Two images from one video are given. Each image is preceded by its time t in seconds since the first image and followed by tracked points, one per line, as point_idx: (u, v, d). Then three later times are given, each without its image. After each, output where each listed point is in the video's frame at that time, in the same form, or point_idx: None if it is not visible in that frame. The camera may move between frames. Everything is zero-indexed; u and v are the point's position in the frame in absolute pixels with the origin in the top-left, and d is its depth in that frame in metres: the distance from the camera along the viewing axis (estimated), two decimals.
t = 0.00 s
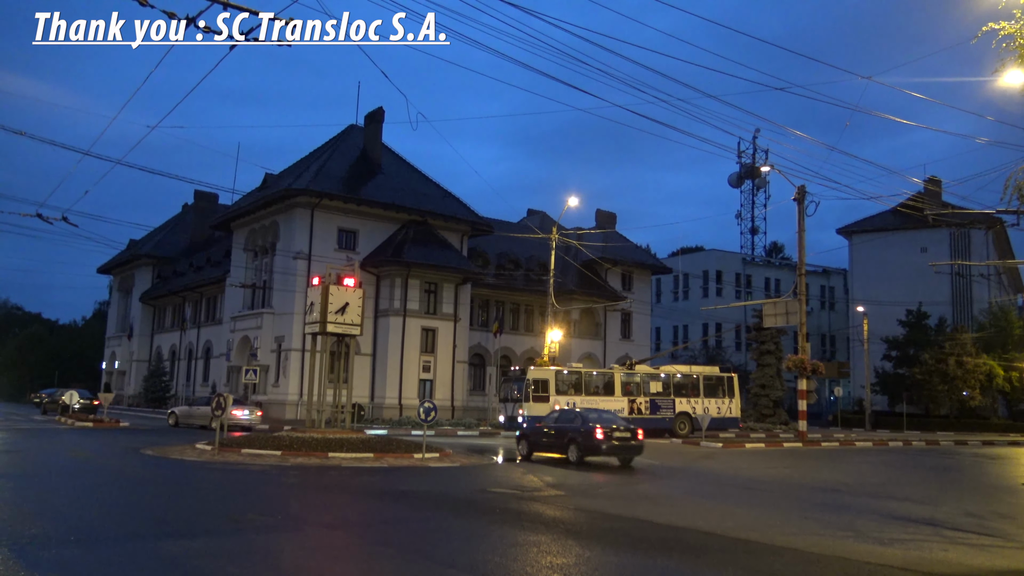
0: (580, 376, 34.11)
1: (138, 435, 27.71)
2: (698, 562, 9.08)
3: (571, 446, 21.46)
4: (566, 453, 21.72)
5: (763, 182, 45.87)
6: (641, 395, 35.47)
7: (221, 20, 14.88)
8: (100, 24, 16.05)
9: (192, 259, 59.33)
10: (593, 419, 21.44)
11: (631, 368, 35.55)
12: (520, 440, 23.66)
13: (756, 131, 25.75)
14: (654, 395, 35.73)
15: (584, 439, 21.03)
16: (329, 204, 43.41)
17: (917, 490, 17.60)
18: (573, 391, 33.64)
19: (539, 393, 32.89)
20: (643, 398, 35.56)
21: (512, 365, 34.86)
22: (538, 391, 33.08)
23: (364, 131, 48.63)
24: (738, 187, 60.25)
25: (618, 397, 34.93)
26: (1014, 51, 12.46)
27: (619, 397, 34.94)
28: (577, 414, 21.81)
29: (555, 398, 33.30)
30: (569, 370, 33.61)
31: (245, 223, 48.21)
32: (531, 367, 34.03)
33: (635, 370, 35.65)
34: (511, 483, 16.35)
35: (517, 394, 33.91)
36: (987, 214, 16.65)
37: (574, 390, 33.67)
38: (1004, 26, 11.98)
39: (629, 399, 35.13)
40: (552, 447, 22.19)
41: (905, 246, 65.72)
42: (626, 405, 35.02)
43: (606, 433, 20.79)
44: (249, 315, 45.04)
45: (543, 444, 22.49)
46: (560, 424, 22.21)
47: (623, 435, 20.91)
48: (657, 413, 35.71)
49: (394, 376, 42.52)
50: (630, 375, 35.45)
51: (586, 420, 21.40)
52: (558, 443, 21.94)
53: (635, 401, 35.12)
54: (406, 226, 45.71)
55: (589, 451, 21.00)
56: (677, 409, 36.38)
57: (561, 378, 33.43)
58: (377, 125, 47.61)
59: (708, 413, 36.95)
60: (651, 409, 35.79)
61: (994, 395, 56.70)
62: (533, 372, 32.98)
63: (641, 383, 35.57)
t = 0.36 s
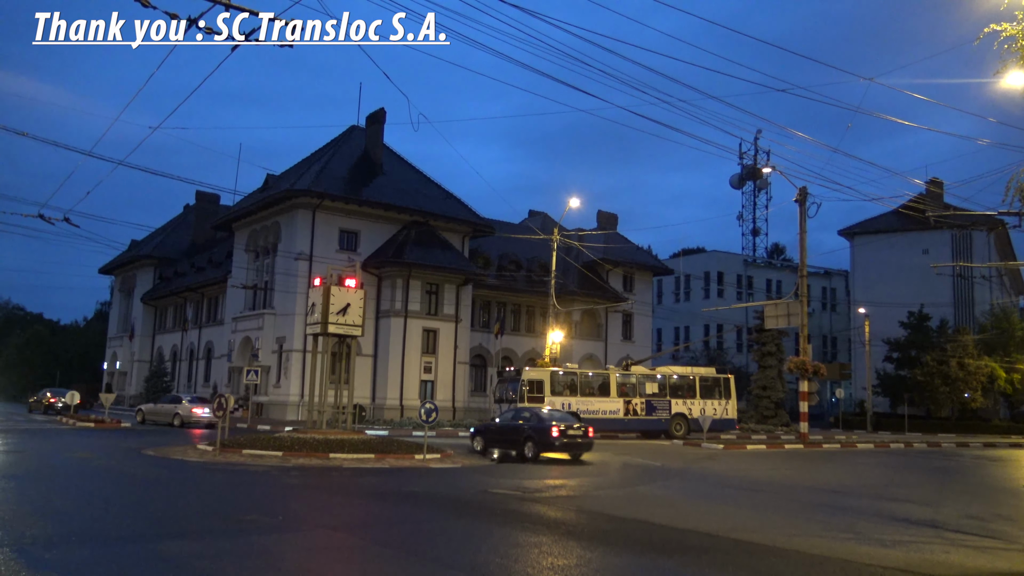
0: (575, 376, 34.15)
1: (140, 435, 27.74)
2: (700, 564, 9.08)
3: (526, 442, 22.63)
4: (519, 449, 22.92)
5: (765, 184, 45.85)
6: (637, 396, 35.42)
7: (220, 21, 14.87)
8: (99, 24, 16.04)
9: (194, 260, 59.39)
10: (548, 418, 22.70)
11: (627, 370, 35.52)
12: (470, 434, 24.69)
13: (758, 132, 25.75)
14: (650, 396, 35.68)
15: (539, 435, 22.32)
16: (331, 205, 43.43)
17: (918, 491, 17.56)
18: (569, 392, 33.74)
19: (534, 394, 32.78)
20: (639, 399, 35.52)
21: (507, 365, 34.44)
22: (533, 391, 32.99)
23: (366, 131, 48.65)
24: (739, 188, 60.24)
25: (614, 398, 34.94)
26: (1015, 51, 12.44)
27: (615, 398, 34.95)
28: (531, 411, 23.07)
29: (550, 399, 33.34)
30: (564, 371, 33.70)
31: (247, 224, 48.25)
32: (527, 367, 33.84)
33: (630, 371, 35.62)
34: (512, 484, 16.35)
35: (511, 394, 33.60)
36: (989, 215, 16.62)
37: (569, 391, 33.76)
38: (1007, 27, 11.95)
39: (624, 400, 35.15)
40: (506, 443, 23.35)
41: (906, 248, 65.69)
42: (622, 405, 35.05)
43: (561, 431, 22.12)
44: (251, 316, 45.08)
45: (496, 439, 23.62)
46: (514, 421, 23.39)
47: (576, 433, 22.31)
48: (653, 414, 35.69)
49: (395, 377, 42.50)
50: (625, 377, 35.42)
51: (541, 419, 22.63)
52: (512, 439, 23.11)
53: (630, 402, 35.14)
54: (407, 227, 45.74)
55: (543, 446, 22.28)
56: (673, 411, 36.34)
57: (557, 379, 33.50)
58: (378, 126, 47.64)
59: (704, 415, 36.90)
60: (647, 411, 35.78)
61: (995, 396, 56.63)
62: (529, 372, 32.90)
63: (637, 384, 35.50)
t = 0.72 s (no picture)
0: (572, 377, 34.23)
1: (143, 438, 27.77)
2: (702, 565, 9.08)
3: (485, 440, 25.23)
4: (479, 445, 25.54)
5: (767, 185, 45.83)
6: (634, 398, 35.36)
7: (220, 21, 14.84)
8: (99, 24, 16.02)
9: (197, 262, 59.48)
10: (503, 417, 25.30)
11: (624, 371, 35.44)
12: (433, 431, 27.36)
13: (760, 133, 25.77)
14: (647, 397, 35.56)
15: (496, 433, 24.91)
16: (333, 207, 43.44)
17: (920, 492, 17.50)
18: (565, 394, 33.87)
19: (530, 395, 33.28)
20: (635, 401, 35.44)
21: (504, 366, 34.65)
22: (529, 393, 33.44)
23: (368, 133, 48.68)
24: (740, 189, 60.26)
25: (611, 400, 34.86)
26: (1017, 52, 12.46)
27: (611, 400, 34.85)
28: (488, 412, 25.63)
29: (546, 400, 33.68)
30: (561, 372, 33.97)
31: (249, 226, 48.28)
32: (523, 369, 34.22)
33: (627, 372, 35.52)
34: (514, 485, 16.35)
35: (507, 396, 33.94)
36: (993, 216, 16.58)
37: (566, 393, 33.91)
38: (1008, 27, 11.97)
39: (621, 401, 35.07)
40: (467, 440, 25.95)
41: (909, 248, 65.65)
42: (618, 407, 34.96)
43: (515, 428, 24.73)
44: (253, 318, 45.10)
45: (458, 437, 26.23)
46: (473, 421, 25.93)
47: (529, 430, 24.84)
48: (650, 416, 35.56)
49: (398, 379, 42.49)
50: (622, 378, 35.32)
51: (498, 419, 25.22)
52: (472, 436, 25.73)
53: (627, 403, 35.06)
54: (409, 229, 45.79)
55: (500, 442, 24.90)
56: (670, 412, 36.24)
57: (553, 380, 33.83)
58: (380, 128, 47.66)
59: (701, 415, 36.84)
60: (644, 412, 35.68)
61: (999, 397, 56.55)
62: (526, 373, 33.28)
63: (633, 385, 35.40)
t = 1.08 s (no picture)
0: (568, 380, 34.18)
1: (144, 439, 27.73)
2: (704, 568, 9.06)
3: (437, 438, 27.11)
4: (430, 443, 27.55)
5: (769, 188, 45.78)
6: (631, 400, 35.31)
7: (220, 20, 14.77)
8: (100, 24, 15.97)
9: (199, 263, 59.54)
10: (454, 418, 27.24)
11: (621, 373, 35.33)
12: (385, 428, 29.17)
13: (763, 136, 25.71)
14: (644, 399, 35.51)
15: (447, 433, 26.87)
16: (335, 209, 43.43)
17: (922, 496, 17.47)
18: (560, 396, 33.86)
19: (525, 398, 33.24)
20: (632, 403, 35.38)
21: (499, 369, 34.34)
22: (524, 395, 33.38)
23: (370, 135, 48.68)
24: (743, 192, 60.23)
25: (607, 402, 34.81)
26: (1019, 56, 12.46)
27: (608, 402, 34.83)
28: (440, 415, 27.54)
29: (542, 403, 33.68)
30: (556, 374, 33.90)
31: (251, 228, 48.28)
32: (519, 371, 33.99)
33: (625, 374, 35.43)
34: (516, 488, 16.33)
35: (503, 398, 33.89)
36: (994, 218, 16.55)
37: (561, 395, 33.89)
38: (1010, 30, 11.95)
39: (617, 403, 34.98)
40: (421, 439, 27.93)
41: (911, 251, 65.58)
42: (615, 409, 34.89)
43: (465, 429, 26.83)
44: (255, 320, 45.09)
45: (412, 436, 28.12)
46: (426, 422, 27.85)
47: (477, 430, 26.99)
48: (647, 418, 35.52)
49: (400, 381, 42.49)
50: (619, 380, 35.23)
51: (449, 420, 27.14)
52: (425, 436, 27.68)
53: (624, 405, 35.00)
54: (411, 231, 45.80)
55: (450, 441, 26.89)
56: (668, 415, 36.15)
57: (548, 382, 33.73)
58: (383, 130, 47.66)
59: (698, 418, 36.79)
60: (641, 414, 35.59)
61: (1001, 399, 56.41)
62: (522, 375, 33.13)
63: (630, 387, 35.36)
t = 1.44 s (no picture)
0: (566, 380, 34.21)
1: (148, 440, 27.77)
2: (708, 569, 9.04)
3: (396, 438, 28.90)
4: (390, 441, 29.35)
5: (773, 188, 45.71)
6: (630, 401, 35.27)
7: (220, 20, 14.73)
8: (99, 24, 15.88)
9: (202, 265, 59.62)
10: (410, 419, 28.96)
11: (620, 373, 35.28)
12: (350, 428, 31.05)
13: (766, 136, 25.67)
14: (643, 399, 35.47)
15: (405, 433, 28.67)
16: (338, 209, 43.46)
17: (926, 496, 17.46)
18: (559, 396, 33.89)
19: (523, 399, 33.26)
20: (631, 403, 35.34)
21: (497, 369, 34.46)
22: (522, 396, 33.41)
23: (373, 136, 48.72)
24: (746, 192, 60.16)
25: (606, 402, 34.78)
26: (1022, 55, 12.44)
27: (607, 402, 34.78)
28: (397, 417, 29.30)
29: (541, 403, 33.71)
30: (554, 375, 33.91)
31: (255, 229, 48.32)
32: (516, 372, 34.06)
33: (624, 374, 35.37)
34: (519, 488, 16.32)
35: (501, 399, 33.99)
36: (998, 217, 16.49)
37: (560, 395, 33.91)
38: (1014, 29, 11.91)
39: (616, 404, 34.94)
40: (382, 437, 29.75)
41: (915, 251, 65.50)
42: (614, 410, 34.85)
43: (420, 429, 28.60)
44: (259, 321, 45.12)
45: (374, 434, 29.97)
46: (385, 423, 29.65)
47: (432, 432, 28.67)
48: (646, 418, 35.50)
49: (403, 382, 42.54)
50: (618, 380, 35.17)
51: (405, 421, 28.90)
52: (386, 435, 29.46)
53: (622, 405, 34.96)
54: (414, 231, 45.84)
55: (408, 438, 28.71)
56: (667, 415, 36.09)
57: (546, 383, 33.74)
58: (386, 131, 47.69)
59: (697, 418, 36.73)
60: (640, 415, 35.54)
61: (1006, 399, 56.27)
62: (521, 376, 33.15)
63: (629, 388, 35.31)
